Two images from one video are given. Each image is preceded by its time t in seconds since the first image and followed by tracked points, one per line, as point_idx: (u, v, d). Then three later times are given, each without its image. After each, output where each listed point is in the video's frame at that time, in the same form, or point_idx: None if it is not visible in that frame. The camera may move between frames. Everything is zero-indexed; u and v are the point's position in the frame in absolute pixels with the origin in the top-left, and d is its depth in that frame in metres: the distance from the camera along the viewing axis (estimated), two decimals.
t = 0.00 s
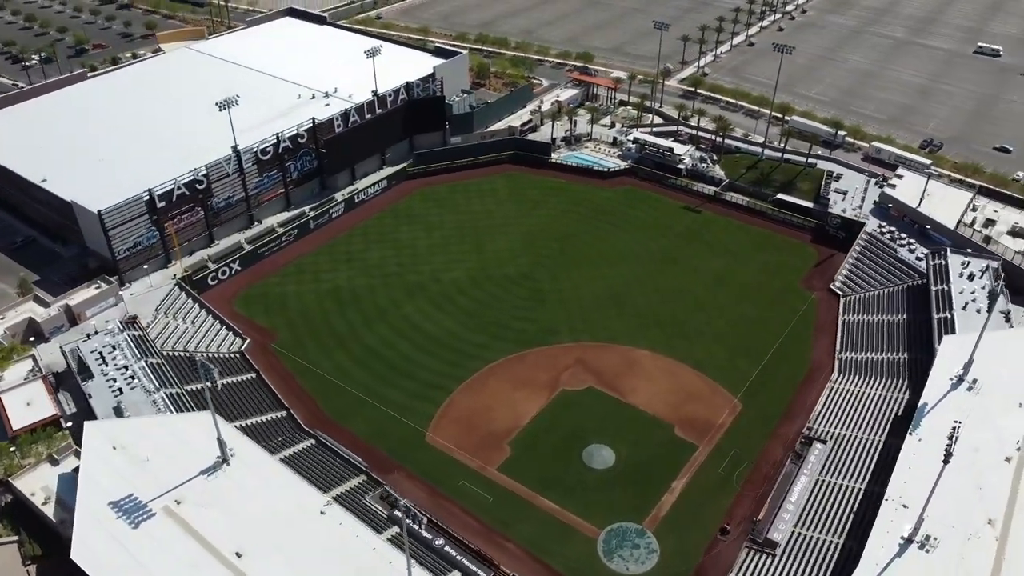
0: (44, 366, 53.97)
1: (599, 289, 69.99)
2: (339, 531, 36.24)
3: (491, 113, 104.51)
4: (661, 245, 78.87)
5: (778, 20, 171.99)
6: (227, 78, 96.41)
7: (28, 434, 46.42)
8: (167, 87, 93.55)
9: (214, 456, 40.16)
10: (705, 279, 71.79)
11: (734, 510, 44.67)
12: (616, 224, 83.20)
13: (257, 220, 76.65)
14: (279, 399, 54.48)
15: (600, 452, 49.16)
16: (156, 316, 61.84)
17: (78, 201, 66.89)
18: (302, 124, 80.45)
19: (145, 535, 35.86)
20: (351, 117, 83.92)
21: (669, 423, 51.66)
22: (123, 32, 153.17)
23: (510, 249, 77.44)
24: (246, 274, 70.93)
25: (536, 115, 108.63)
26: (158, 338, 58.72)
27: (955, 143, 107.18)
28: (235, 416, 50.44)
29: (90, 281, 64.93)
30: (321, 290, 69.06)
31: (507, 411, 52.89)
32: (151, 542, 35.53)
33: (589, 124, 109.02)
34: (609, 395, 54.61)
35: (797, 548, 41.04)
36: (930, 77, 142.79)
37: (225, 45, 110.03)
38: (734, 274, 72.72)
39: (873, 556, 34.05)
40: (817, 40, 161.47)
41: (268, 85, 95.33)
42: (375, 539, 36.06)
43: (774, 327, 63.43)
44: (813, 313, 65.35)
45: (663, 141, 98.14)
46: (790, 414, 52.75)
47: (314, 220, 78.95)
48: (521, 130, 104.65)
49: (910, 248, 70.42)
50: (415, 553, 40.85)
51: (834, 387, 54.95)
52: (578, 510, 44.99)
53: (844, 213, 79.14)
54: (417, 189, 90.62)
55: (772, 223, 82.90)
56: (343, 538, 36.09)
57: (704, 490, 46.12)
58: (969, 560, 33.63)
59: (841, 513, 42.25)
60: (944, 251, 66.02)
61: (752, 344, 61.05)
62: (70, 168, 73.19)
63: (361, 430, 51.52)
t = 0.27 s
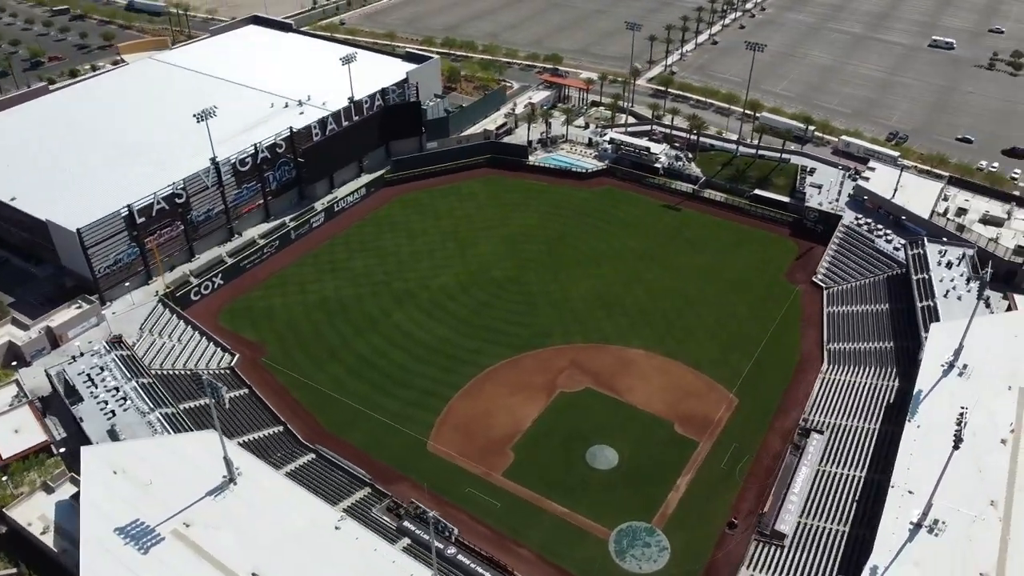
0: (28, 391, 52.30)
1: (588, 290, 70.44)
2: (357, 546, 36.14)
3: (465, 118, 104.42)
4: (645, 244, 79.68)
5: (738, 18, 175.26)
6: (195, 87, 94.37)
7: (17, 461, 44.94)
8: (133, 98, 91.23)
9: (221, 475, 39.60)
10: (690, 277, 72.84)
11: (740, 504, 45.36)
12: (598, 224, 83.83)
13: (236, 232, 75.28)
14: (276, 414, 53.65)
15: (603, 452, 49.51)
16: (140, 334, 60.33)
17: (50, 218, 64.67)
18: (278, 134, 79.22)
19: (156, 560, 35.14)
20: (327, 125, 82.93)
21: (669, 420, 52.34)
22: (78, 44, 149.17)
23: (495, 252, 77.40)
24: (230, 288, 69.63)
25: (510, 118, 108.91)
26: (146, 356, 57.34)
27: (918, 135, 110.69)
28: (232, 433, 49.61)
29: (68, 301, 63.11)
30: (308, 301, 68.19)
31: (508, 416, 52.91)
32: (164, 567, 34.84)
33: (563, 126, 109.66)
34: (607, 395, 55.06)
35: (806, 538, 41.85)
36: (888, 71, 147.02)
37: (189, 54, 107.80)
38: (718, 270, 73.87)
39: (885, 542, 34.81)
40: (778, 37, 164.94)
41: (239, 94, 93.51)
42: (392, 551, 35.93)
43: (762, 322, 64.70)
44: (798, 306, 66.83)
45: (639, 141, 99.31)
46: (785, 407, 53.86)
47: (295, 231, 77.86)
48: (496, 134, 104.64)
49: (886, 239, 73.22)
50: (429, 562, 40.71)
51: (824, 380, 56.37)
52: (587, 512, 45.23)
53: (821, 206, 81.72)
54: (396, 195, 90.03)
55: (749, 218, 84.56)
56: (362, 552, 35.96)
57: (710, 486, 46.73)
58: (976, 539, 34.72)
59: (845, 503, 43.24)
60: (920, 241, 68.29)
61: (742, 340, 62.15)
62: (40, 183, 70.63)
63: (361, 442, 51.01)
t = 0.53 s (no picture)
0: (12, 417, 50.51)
1: (576, 292, 70.79)
2: (375, 560, 36.09)
3: (439, 123, 104.16)
4: (627, 243, 80.38)
5: (700, 17, 178.00)
6: (162, 99, 92.14)
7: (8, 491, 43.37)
8: (98, 111, 88.75)
9: (229, 496, 39.09)
10: (675, 275, 73.72)
11: (744, 497, 46.06)
12: (580, 226, 84.33)
13: (216, 246, 73.83)
14: (272, 430, 52.83)
15: (605, 453, 49.81)
16: (125, 354, 58.78)
17: (22, 237, 62.47)
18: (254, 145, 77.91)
19: None
20: (304, 135, 81.84)
21: (667, 418, 52.88)
22: (32, 57, 144.72)
23: (480, 257, 77.33)
24: (212, 303, 68.27)
25: (484, 123, 108.94)
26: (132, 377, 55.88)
27: (882, 128, 113.78)
28: (230, 451, 48.71)
29: (46, 323, 61.16)
30: (295, 313, 67.21)
31: (508, 421, 52.93)
32: None
33: (537, 129, 109.98)
34: (604, 396, 55.40)
35: (811, 528, 42.67)
36: (848, 66, 150.71)
37: (153, 65, 105.25)
38: (701, 268, 74.93)
39: (895, 528, 35.66)
40: (740, 35, 167.95)
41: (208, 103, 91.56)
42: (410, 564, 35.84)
43: (748, 317, 65.84)
44: (782, 301, 68.24)
45: (614, 142, 100.25)
46: (778, 400, 54.92)
47: (275, 243, 76.71)
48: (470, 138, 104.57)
49: (862, 231, 75.50)
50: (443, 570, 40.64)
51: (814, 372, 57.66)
52: (595, 513, 45.45)
53: (796, 201, 83.40)
54: (375, 203, 89.30)
55: (727, 214, 86.05)
56: (381, 566, 35.90)
57: (713, 481, 47.35)
58: (980, 520, 35.79)
59: (846, 491, 44.24)
60: (897, 232, 71.55)
61: (730, 335, 63.19)
62: (8, 203, 68.22)
63: (362, 455, 50.53)
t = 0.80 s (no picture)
0: None
1: (563, 293, 71.08)
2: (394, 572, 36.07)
3: (413, 129, 103.56)
4: (610, 243, 80.99)
5: (663, 17, 180.21)
6: (128, 110, 89.79)
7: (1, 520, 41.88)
8: (63, 126, 86.18)
9: (238, 515, 38.66)
10: (659, 273, 74.52)
11: (747, 490, 46.76)
12: (561, 227, 84.72)
13: (195, 260, 72.37)
14: (269, 445, 52.02)
15: (607, 453, 50.10)
16: (110, 374, 57.26)
17: None
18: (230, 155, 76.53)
19: None
20: (280, 144, 80.66)
21: (666, 415, 53.41)
22: None
23: (464, 262, 77.18)
24: (195, 318, 66.89)
25: (458, 126, 108.64)
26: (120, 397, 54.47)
27: (846, 122, 116.61)
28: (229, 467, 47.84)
29: (24, 345, 59.23)
30: (282, 326, 66.19)
31: (508, 425, 52.91)
32: None
33: (510, 131, 110.05)
34: (601, 395, 55.72)
35: (815, 517, 43.54)
36: (809, 61, 154.01)
37: (115, 76, 102.51)
38: (685, 265, 75.92)
39: (902, 512, 36.57)
40: (703, 33, 170.44)
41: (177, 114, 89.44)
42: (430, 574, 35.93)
43: (735, 313, 66.92)
44: (766, 295, 69.47)
45: (589, 142, 100.86)
46: (771, 393, 55.94)
47: (256, 254, 75.48)
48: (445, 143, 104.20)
49: (839, 223, 76.98)
50: None
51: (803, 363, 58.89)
52: (603, 513, 45.71)
53: (772, 195, 84.96)
54: (353, 211, 88.43)
55: (705, 211, 87.28)
56: None
57: (716, 475, 47.97)
58: (981, 501, 36.86)
59: (846, 480, 45.26)
60: (873, 223, 73.16)
61: (719, 331, 64.11)
62: None
63: (364, 466, 50.04)
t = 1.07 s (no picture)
0: None
1: (551, 295, 71.33)
2: None
3: (387, 135, 102.83)
4: (593, 243, 81.52)
5: (626, 17, 182.02)
6: (95, 124, 87.36)
7: None
8: (27, 141, 83.56)
9: (249, 534, 38.10)
10: (644, 272, 75.25)
11: (750, 483, 47.50)
12: (543, 229, 85.01)
13: (175, 275, 70.85)
14: (267, 460, 51.23)
15: (609, 453, 50.39)
16: (96, 395, 55.75)
17: None
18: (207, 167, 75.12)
19: None
20: (258, 154, 79.47)
21: (664, 412, 53.96)
22: None
23: (450, 266, 76.91)
24: (179, 334, 65.44)
25: (432, 131, 108.24)
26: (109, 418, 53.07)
27: (812, 117, 119.28)
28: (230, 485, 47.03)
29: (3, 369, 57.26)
30: (270, 338, 65.13)
31: (509, 429, 52.96)
32: None
33: (485, 134, 110.02)
34: (599, 395, 56.07)
35: (818, 507, 44.47)
36: (771, 58, 157.09)
37: (76, 89, 99.52)
38: (668, 263, 76.82)
39: (908, 497, 37.54)
40: (666, 32, 172.62)
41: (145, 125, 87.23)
42: None
43: (722, 309, 67.98)
44: (750, 291, 70.77)
45: (565, 143, 101.37)
46: (764, 386, 56.96)
47: (237, 267, 74.18)
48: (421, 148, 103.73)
49: (817, 216, 79.04)
50: None
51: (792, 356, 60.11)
52: (610, 513, 46.00)
53: (749, 190, 86.61)
54: (333, 219, 87.45)
55: (683, 208, 88.44)
56: None
57: (718, 469, 48.63)
58: (981, 482, 38.05)
59: (845, 469, 46.34)
60: (850, 215, 75.08)
61: (708, 327, 65.02)
62: None
63: (366, 478, 49.62)
